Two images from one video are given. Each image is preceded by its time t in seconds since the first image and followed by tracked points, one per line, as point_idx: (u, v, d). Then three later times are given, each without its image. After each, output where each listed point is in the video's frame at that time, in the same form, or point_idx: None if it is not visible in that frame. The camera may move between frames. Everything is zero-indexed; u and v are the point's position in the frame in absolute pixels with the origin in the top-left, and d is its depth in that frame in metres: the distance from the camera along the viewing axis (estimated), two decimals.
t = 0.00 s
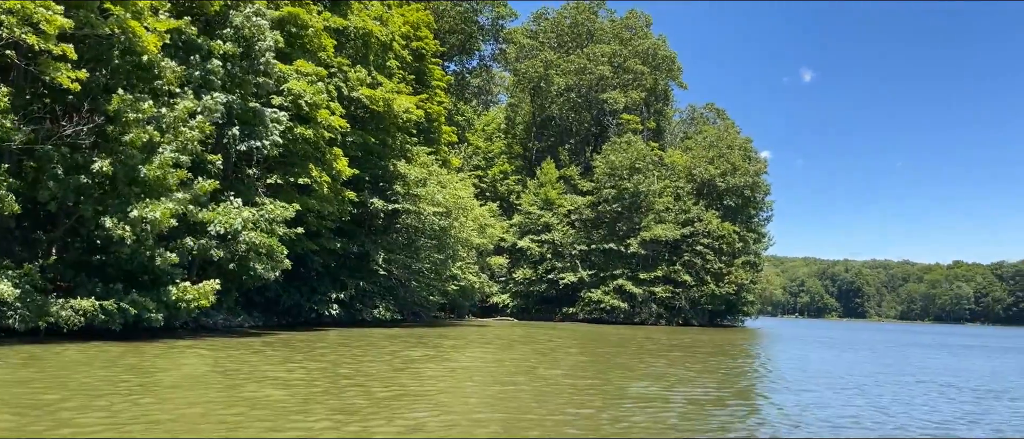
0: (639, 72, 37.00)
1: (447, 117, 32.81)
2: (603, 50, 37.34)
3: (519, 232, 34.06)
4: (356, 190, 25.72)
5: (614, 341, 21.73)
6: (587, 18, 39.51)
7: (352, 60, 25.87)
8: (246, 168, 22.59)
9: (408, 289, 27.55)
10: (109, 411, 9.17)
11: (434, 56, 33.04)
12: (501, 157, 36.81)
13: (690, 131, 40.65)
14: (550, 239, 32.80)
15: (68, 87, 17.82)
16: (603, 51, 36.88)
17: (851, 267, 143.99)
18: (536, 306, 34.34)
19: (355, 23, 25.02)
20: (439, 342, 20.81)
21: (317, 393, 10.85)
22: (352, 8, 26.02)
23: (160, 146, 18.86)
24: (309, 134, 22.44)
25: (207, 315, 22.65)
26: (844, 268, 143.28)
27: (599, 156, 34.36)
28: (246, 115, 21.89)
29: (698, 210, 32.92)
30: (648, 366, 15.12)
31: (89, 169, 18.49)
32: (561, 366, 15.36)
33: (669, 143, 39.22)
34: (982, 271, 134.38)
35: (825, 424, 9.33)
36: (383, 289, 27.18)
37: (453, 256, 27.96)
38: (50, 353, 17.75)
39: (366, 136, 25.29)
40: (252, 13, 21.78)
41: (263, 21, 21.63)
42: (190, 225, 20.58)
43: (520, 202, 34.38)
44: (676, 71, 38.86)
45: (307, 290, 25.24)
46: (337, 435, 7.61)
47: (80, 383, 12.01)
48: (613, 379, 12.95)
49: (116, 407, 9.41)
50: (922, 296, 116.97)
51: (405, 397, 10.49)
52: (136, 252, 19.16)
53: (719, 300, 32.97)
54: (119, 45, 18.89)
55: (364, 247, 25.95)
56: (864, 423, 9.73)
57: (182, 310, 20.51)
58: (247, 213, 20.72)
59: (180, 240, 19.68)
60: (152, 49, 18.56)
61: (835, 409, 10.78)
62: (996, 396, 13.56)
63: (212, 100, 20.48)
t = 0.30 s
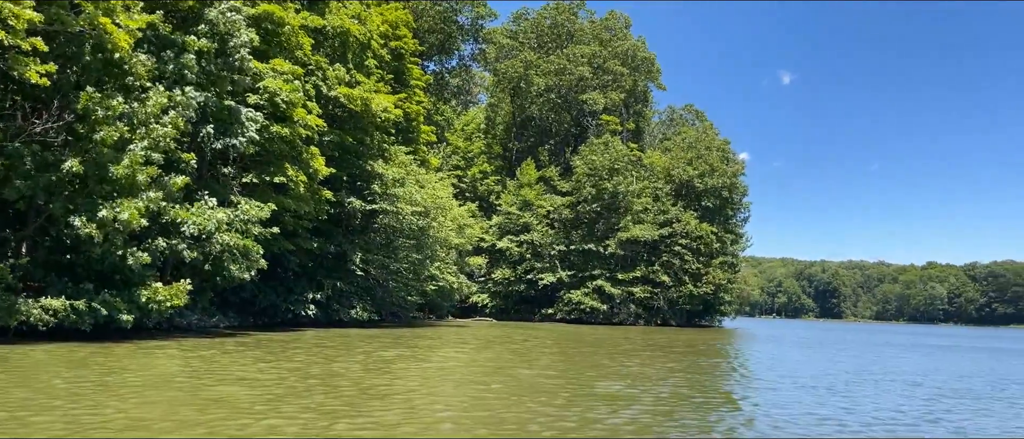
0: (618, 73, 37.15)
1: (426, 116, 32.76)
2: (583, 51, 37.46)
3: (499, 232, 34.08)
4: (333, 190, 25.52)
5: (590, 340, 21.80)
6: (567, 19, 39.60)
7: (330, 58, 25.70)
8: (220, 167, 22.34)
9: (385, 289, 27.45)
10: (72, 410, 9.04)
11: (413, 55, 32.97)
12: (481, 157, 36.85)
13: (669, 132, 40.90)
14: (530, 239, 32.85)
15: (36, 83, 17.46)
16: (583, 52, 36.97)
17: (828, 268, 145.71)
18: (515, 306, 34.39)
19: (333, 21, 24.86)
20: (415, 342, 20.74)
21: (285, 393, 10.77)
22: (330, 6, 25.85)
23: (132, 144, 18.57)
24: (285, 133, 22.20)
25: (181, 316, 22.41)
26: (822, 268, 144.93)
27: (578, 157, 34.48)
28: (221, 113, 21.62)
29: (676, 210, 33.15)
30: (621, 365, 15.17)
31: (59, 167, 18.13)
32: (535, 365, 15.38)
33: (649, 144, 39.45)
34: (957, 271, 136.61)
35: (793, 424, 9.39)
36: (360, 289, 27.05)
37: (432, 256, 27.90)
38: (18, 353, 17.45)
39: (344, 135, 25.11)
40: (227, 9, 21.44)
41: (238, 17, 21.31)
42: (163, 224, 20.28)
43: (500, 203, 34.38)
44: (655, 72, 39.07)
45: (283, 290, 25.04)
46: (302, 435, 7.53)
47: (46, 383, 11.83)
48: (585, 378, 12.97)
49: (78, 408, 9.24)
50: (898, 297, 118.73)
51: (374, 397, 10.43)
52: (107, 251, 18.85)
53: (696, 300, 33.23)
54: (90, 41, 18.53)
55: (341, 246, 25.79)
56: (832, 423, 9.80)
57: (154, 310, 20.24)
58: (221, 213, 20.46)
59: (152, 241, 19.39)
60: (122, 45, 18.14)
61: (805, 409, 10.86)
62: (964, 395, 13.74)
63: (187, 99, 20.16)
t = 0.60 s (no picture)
0: (599, 74, 37.31)
1: (407, 116, 32.66)
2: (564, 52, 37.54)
3: (480, 232, 34.07)
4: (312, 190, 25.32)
5: (569, 340, 21.84)
6: (549, 20, 39.65)
7: (309, 57, 25.52)
8: (196, 166, 22.06)
9: (365, 290, 27.33)
10: (36, 411, 8.86)
11: (394, 55, 32.87)
12: (462, 157, 36.83)
13: (649, 133, 41.12)
14: (511, 240, 32.86)
15: (6, 80, 17.08)
16: (565, 52, 37.04)
17: (808, 269, 147.27)
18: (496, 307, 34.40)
19: (312, 21, 24.71)
20: (394, 342, 20.66)
21: (257, 391, 10.65)
22: (309, 4, 25.67)
23: (105, 143, 18.25)
24: (263, 132, 21.95)
25: (156, 316, 22.11)
26: (802, 269, 146.40)
27: (559, 158, 34.55)
28: (197, 111, 21.31)
29: (657, 211, 33.33)
30: (597, 364, 15.19)
31: (29, 166, 17.73)
32: (511, 365, 15.37)
33: (629, 144, 39.65)
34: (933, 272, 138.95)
35: (766, 423, 9.40)
36: (339, 289, 26.90)
37: (412, 257, 27.82)
38: None
39: (323, 134, 24.93)
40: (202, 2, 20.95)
41: (214, 12, 20.95)
42: (137, 224, 19.95)
43: (481, 203, 34.36)
44: (636, 74, 39.26)
45: (261, 291, 24.82)
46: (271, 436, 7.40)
47: (12, 383, 11.60)
48: (560, 377, 12.96)
49: (42, 408, 9.04)
50: (875, 297, 120.30)
51: (346, 395, 10.33)
52: (78, 251, 18.51)
53: (676, 300, 33.43)
54: (62, 37, 18.16)
55: (320, 246, 25.61)
56: (806, 422, 9.82)
57: (127, 311, 19.91)
58: (196, 214, 20.18)
59: (125, 241, 19.07)
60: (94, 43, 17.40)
61: (780, 408, 10.88)
62: (936, 394, 13.88)
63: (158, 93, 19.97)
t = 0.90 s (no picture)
0: (583, 75, 37.44)
1: (389, 115, 32.57)
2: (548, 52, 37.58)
3: (462, 233, 34.06)
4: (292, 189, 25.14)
5: (549, 340, 21.86)
6: (532, 20, 39.69)
7: (290, 55, 25.36)
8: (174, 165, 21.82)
9: (346, 290, 27.22)
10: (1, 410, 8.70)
11: (376, 54, 32.78)
12: (445, 157, 36.80)
13: (632, 134, 41.29)
14: (493, 240, 32.85)
15: None
16: (548, 53, 37.07)
17: (790, 269, 148.54)
18: (479, 307, 34.41)
19: (293, 19, 24.57)
20: (374, 342, 20.56)
21: (230, 389, 10.54)
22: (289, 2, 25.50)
23: (79, 141, 17.99)
24: (243, 130, 21.72)
25: (133, 317, 21.85)
26: (784, 269, 147.65)
27: (542, 158, 34.59)
28: (174, 108, 21.06)
29: (639, 211, 33.47)
30: (575, 363, 15.18)
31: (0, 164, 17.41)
32: (489, 363, 15.34)
33: (612, 145, 39.80)
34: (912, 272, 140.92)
35: (743, 423, 9.42)
36: (320, 289, 26.77)
37: (393, 256, 27.73)
38: None
39: (303, 134, 24.75)
40: None
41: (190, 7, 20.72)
42: (112, 223, 19.70)
43: (463, 203, 34.33)
44: (619, 74, 39.40)
45: (241, 290, 24.61)
46: (242, 435, 7.28)
47: None
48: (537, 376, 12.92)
49: (8, 409, 8.85)
50: (856, 298, 121.65)
51: (320, 394, 10.23)
52: (52, 250, 18.23)
53: (658, 301, 33.61)
54: (36, 34, 17.86)
55: (300, 246, 25.42)
56: (783, 421, 9.85)
57: (103, 312, 19.64)
58: (173, 213, 19.93)
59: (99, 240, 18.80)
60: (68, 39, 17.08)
61: (757, 408, 10.91)
62: (912, 394, 14.00)
63: (134, 90, 19.74)
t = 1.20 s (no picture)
0: (567, 75, 37.52)
1: (372, 115, 32.49)
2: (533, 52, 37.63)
3: (447, 233, 34.05)
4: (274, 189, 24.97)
5: (531, 340, 21.89)
6: (517, 20, 39.71)
7: (272, 54, 25.21)
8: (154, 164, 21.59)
9: (328, 290, 27.12)
10: None
11: (360, 53, 32.69)
12: (429, 157, 36.80)
13: (617, 135, 41.44)
14: (478, 241, 32.85)
15: None
16: (533, 53, 37.10)
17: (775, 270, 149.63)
18: (463, 307, 34.41)
19: (275, 18, 24.42)
20: (357, 342, 20.49)
21: (206, 389, 10.43)
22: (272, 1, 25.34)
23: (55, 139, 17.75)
24: (224, 129, 21.52)
25: (112, 318, 21.60)
26: (769, 270, 148.65)
27: (527, 158, 34.63)
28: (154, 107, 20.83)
29: (624, 212, 33.61)
30: (556, 363, 15.20)
31: None
32: (470, 363, 15.32)
33: (597, 146, 39.93)
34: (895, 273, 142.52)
35: (720, 422, 9.43)
36: (303, 290, 26.64)
37: (376, 257, 27.67)
38: None
39: (286, 133, 24.61)
40: None
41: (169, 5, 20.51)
42: (89, 222, 19.47)
43: (448, 204, 34.31)
44: (604, 76, 39.54)
45: (222, 291, 24.43)
46: (212, 436, 7.18)
47: None
48: (517, 375, 12.91)
49: None
50: (839, 298, 122.74)
51: (298, 393, 10.15)
52: (27, 250, 17.97)
53: (641, 301, 33.77)
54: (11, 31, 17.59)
55: (282, 246, 25.27)
56: (761, 420, 9.88)
57: (80, 312, 19.38)
58: (152, 212, 19.65)
59: (76, 240, 18.57)
60: (44, 36, 16.89)
61: (736, 407, 10.94)
62: (890, 393, 14.10)
63: (113, 89, 19.49)
